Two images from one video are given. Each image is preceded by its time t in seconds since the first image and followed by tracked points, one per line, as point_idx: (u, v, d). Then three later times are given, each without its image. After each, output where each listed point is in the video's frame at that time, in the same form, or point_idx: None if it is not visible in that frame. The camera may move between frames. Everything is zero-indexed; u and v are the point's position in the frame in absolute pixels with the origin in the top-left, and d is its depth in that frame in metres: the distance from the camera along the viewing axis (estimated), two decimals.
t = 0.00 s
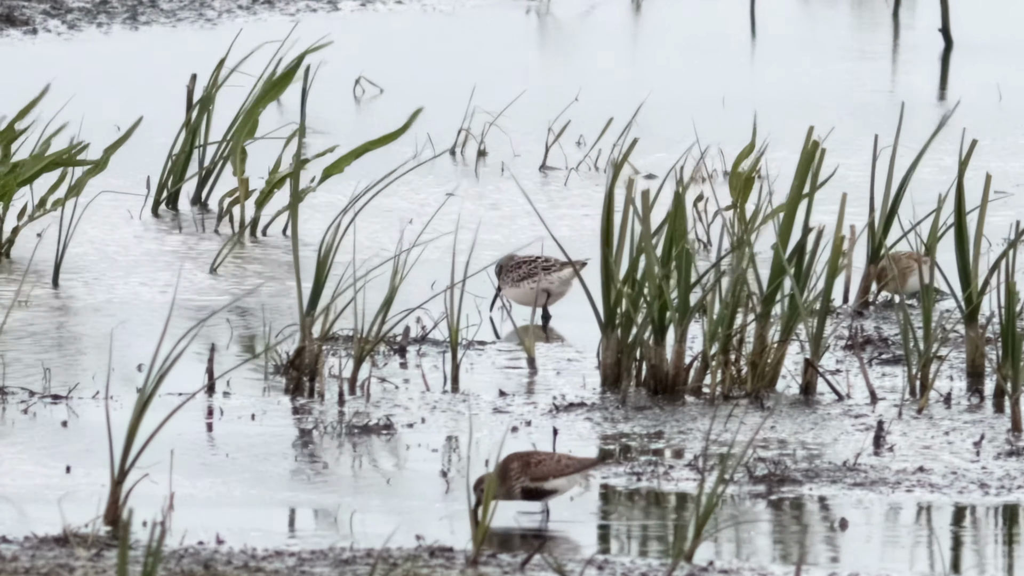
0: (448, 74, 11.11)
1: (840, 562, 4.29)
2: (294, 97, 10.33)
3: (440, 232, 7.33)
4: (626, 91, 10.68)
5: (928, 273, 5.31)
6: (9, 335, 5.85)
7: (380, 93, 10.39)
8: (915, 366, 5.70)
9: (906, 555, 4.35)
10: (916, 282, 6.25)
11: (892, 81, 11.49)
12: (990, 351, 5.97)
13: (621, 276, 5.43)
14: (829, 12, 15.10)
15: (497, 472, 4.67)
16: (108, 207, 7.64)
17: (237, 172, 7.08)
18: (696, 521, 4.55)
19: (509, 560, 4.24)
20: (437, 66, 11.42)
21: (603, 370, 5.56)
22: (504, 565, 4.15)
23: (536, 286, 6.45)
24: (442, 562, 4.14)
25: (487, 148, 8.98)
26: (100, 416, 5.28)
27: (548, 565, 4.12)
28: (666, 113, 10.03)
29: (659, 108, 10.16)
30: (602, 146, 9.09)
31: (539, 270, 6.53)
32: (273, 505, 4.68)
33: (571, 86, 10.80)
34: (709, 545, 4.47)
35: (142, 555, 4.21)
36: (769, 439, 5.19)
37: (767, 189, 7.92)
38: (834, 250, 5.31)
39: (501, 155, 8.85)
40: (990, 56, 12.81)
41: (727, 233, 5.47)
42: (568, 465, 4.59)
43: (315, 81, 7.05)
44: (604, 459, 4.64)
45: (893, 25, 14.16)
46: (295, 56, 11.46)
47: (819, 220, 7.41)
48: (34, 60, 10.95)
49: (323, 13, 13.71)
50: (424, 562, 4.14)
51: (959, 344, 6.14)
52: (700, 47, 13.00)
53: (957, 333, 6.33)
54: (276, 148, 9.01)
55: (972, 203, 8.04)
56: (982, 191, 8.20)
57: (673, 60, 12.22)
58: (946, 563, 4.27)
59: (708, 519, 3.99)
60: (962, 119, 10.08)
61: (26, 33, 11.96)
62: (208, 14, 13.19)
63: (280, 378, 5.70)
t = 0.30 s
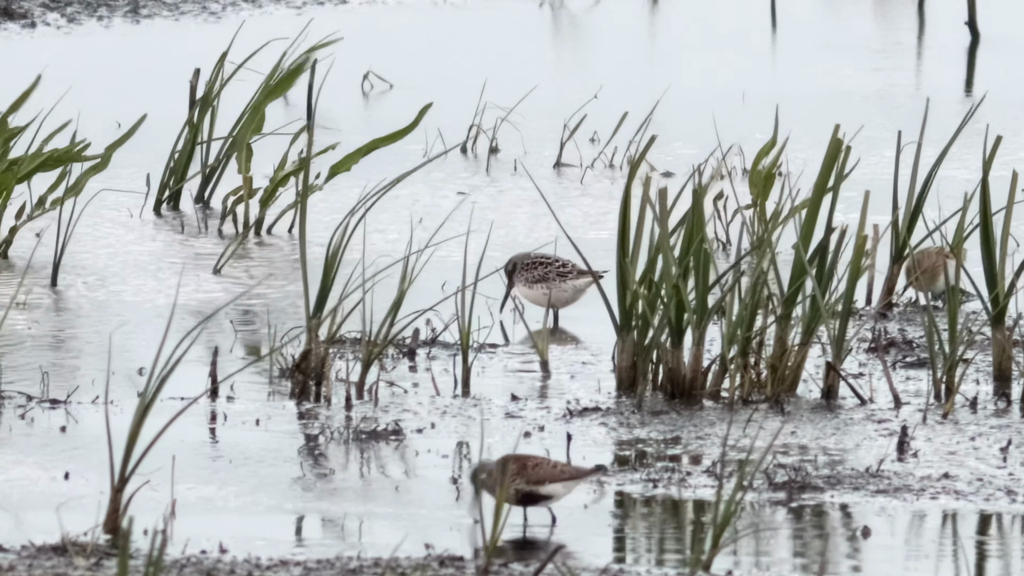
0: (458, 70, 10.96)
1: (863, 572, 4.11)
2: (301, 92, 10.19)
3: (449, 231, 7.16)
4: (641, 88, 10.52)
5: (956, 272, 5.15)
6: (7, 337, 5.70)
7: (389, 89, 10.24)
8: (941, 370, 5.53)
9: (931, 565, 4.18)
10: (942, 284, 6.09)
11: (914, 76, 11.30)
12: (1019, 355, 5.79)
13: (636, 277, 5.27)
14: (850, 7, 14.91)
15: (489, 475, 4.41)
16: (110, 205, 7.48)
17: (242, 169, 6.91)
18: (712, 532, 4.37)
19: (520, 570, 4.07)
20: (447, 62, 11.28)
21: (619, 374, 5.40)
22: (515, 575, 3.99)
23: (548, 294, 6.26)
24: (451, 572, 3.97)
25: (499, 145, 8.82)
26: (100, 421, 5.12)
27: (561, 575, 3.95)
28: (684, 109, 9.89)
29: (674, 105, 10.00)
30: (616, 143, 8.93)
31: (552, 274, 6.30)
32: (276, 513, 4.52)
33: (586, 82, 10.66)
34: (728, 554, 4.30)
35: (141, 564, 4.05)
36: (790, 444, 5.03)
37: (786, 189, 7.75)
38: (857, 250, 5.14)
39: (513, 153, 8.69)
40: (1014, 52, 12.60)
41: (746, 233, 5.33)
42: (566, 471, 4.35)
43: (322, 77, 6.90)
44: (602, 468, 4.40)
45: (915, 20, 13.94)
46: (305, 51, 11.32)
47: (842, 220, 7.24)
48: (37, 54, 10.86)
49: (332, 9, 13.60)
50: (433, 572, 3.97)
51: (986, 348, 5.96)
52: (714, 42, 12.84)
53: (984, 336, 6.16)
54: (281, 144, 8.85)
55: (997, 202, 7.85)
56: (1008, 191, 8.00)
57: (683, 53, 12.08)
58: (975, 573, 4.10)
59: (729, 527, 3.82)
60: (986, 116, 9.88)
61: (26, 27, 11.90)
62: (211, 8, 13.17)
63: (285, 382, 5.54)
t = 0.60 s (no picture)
0: (471, 69, 10.95)
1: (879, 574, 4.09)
2: (314, 91, 10.18)
3: (462, 231, 7.13)
4: (654, 87, 10.51)
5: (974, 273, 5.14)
6: (21, 338, 5.69)
7: (403, 87, 10.23)
8: (957, 370, 5.51)
9: (946, 566, 4.16)
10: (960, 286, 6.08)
11: (930, 76, 11.26)
12: None
13: (652, 278, 5.26)
14: (867, 6, 14.85)
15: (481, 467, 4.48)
16: (123, 205, 7.47)
17: (254, 169, 6.90)
18: (727, 532, 4.35)
19: (535, 570, 4.05)
20: (460, 62, 11.27)
21: (634, 375, 5.39)
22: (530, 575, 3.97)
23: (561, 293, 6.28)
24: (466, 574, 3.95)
25: (512, 144, 8.80)
26: (114, 422, 5.10)
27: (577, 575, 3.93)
28: (699, 109, 9.88)
29: (687, 104, 9.98)
30: (631, 142, 8.91)
31: (566, 275, 6.33)
32: (290, 514, 4.50)
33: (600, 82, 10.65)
34: (743, 554, 4.28)
35: (155, 566, 4.03)
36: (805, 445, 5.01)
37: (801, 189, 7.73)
38: (873, 250, 5.12)
39: (527, 152, 8.67)
40: None
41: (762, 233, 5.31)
42: (552, 477, 4.38)
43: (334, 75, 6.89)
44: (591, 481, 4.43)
45: (932, 19, 13.88)
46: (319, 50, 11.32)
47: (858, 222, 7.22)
48: (50, 54, 10.83)
49: (346, 8, 13.59)
50: (447, 574, 3.96)
51: (1003, 349, 5.94)
52: (726, 40, 12.81)
53: (1000, 337, 6.14)
54: (293, 143, 8.83)
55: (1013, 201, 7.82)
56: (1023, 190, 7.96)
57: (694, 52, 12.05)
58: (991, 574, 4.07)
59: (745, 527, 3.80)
60: (1001, 114, 9.83)
61: (39, 26, 11.91)
62: (225, 8, 13.17)
63: (298, 383, 5.52)
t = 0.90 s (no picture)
0: (485, 70, 10.96)
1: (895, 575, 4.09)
2: (329, 90, 10.19)
3: (478, 231, 7.14)
4: (669, 87, 10.52)
5: (988, 274, 5.13)
6: (37, 336, 5.69)
7: (418, 86, 10.24)
8: (972, 371, 5.51)
9: (961, 568, 4.15)
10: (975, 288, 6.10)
11: (946, 76, 11.24)
12: None
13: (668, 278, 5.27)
14: (883, 6, 14.82)
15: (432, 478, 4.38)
16: (137, 205, 7.48)
17: (270, 169, 6.91)
18: (743, 532, 4.35)
19: (552, 569, 4.05)
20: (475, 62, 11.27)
21: (649, 375, 5.39)
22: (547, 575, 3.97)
23: (570, 298, 6.21)
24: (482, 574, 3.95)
25: (527, 145, 8.81)
26: (129, 422, 5.10)
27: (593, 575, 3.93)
28: (714, 110, 9.88)
29: (702, 104, 9.99)
30: (646, 143, 8.92)
31: (568, 279, 6.27)
32: (306, 515, 4.50)
33: (615, 81, 10.66)
34: (759, 555, 4.28)
35: (172, 566, 4.03)
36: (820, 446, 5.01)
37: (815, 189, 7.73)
38: (889, 250, 5.12)
39: (543, 152, 8.68)
40: None
41: (777, 233, 5.31)
42: (512, 476, 4.36)
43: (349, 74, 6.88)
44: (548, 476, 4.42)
45: (948, 19, 13.84)
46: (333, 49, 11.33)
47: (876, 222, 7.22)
48: (65, 54, 10.85)
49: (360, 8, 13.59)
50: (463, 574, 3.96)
51: (1019, 350, 5.93)
52: (740, 41, 12.81)
53: (1017, 337, 6.14)
54: (308, 143, 8.84)
55: None
56: None
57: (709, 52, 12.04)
58: None
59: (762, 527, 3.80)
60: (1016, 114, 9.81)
61: (54, 26, 11.95)
62: (241, 7, 13.17)
63: (314, 384, 5.52)
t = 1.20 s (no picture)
0: (498, 70, 10.99)
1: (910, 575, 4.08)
2: (343, 90, 10.21)
3: (493, 231, 7.13)
4: (683, 87, 10.53)
5: (1004, 271, 5.11)
6: (53, 336, 5.71)
7: (433, 86, 10.26)
8: (988, 371, 5.50)
9: (975, 568, 4.13)
10: (991, 280, 6.08)
11: (962, 76, 11.21)
12: None
13: (683, 278, 5.27)
14: (901, 6, 14.76)
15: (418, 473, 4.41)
16: (151, 204, 7.49)
17: (284, 168, 6.91)
18: (758, 532, 4.34)
19: (567, 569, 4.04)
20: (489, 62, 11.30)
21: (665, 375, 5.39)
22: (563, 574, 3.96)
23: (587, 298, 6.20)
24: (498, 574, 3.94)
25: (543, 145, 8.82)
26: (144, 423, 5.10)
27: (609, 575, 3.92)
28: (730, 110, 9.87)
29: (717, 104, 10.00)
30: (664, 144, 8.92)
31: (587, 279, 6.27)
32: (321, 515, 4.49)
33: (628, 82, 10.68)
34: (774, 555, 4.27)
35: (188, 566, 4.04)
36: (836, 446, 5.00)
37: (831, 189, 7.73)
38: (904, 250, 5.11)
39: (559, 153, 8.69)
40: None
41: (793, 233, 5.31)
42: (492, 474, 4.29)
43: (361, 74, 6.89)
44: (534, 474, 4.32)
45: (965, 20, 13.77)
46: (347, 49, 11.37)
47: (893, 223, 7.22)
48: (80, 57, 10.90)
49: (377, 9, 13.63)
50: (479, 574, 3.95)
51: None
52: (753, 40, 12.81)
53: None
54: (322, 142, 8.85)
55: None
56: None
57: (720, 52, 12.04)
58: None
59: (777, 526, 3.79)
60: None
61: (70, 28, 12.09)
62: (257, 8, 13.26)
63: (330, 384, 5.52)
